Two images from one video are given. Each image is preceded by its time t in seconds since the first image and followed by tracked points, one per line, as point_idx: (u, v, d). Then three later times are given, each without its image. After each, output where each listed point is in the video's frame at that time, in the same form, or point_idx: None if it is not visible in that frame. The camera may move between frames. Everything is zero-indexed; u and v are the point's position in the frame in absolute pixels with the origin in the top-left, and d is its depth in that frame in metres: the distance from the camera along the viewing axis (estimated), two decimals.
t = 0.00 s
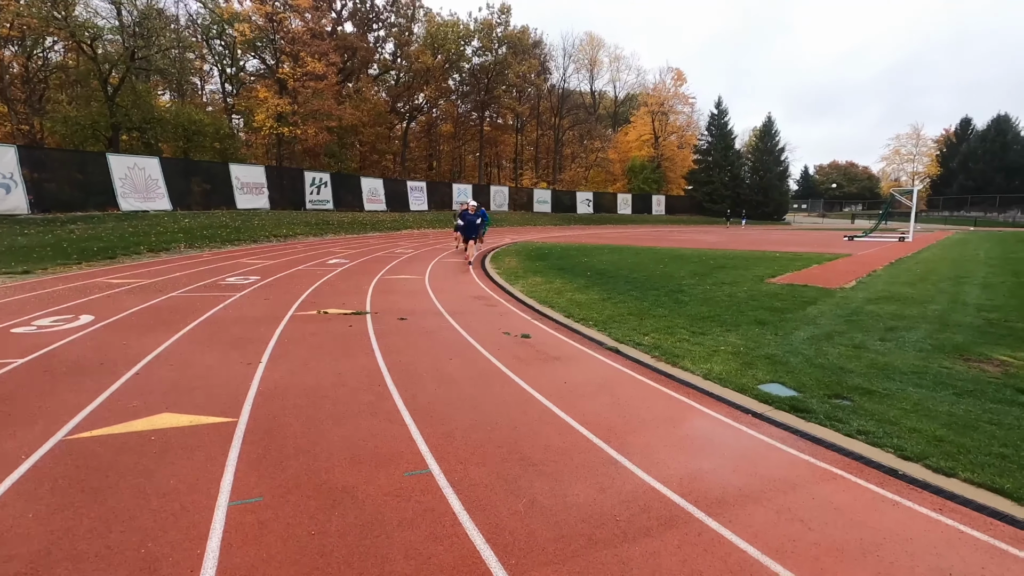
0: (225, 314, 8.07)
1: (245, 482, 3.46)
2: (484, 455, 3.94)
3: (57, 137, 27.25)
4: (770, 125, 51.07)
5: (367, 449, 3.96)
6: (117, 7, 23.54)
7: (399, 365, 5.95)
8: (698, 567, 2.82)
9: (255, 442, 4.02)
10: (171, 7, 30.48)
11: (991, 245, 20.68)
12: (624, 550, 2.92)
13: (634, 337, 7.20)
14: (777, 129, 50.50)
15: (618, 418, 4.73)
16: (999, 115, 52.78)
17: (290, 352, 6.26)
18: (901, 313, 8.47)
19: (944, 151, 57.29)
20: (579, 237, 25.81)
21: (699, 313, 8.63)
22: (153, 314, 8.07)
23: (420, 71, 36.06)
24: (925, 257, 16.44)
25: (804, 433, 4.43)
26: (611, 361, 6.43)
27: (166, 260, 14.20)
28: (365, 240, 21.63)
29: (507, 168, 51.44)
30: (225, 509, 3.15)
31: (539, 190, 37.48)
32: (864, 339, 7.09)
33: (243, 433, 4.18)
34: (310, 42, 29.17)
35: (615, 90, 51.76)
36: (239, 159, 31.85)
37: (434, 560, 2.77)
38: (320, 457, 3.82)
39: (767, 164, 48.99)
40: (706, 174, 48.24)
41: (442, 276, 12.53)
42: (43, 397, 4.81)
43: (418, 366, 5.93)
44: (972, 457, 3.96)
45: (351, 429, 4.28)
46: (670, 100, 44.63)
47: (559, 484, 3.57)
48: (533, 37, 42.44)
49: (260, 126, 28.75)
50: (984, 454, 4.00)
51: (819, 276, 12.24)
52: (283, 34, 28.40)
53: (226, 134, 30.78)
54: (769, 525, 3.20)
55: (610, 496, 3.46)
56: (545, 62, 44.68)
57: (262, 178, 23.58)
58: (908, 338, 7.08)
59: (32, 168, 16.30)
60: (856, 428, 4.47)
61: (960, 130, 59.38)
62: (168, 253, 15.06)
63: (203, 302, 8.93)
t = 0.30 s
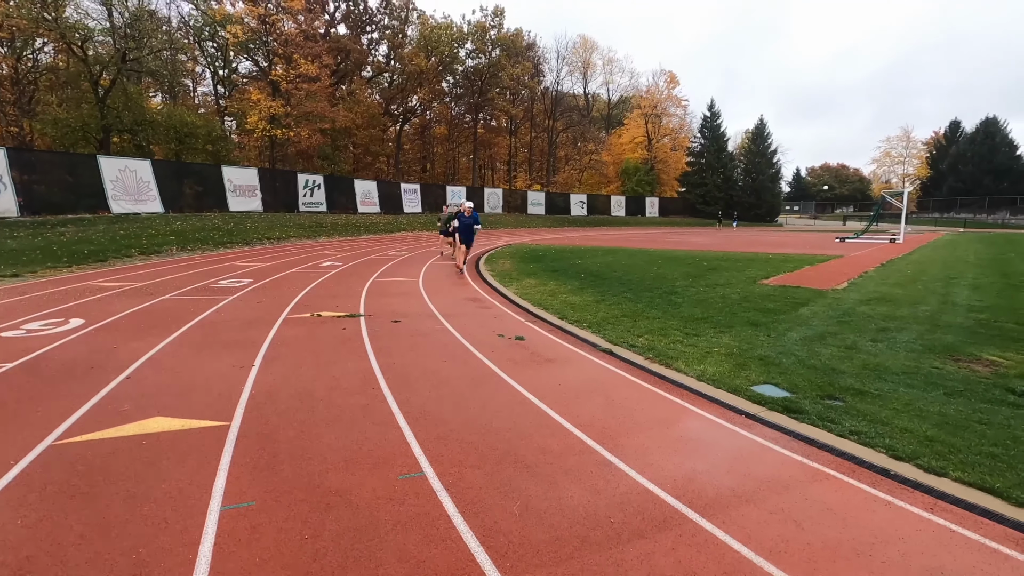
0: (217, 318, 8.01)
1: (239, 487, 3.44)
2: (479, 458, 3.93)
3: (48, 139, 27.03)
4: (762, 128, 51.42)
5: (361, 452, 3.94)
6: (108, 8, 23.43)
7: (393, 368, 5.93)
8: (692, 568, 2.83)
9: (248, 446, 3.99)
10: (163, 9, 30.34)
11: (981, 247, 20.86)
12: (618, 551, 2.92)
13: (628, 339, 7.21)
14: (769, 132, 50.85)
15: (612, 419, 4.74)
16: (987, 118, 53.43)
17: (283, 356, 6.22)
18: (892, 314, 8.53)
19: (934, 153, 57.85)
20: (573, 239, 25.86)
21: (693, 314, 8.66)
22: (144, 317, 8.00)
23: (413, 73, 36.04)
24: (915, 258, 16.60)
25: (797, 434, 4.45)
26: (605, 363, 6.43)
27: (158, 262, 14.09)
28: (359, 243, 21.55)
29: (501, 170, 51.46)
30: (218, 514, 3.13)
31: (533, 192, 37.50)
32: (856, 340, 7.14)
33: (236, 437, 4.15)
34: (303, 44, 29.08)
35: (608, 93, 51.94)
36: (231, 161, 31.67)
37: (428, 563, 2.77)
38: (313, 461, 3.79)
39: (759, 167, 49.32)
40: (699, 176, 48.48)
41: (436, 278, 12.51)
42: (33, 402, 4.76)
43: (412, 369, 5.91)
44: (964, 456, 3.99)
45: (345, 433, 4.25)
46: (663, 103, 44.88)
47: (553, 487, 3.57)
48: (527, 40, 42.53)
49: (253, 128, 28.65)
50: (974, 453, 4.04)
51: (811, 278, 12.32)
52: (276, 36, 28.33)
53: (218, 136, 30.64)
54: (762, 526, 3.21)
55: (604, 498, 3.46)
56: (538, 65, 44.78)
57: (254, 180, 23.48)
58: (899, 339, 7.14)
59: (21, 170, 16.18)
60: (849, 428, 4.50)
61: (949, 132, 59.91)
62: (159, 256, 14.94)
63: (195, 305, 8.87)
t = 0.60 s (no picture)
0: (206, 319, 7.94)
1: (228, 490, 3.41)
2: (470, 460, 3.92)
3: (33, 139, 26.68)
4: (751, 129, 51.79)
5: (352, 454, 3.92)
6: (94, 7, 23.22)
7: (385, 370, 5.90)
8: (684, 568, 2.84)
9: (238, 449, 3.96)
10: (151, 8, 30.08)
11: (967, 247, 21.13)
12: (610, 552, 2.92)
13: (619, 340, 7.23)
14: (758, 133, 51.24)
15: (603, 420, 4.75)
16: (971, 120, 54.08)
17: (273, 358, 6.18)
18: (880, 314, 8.62)
19: (920, 155, 58.55)
20: (565, 240, 25.89)
21: (684, 315, 8.70)
22: (132, 319, 7.91)
23: (404, 74, 35.98)
24: (902, 259, 16.79)
25: (787, 434, 4.48)
26: (597, 364, 6.44)
27: (146, 264, 13.95)
28: (349, 244, 21.43)
29: (492, 171, 51.44)
30: (206, 518, 3.10)
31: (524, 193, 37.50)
32: (844, 340, 7.20)
33: (225, 440, 4.11)
34: (293, 44, 28.92)
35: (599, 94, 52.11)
36: (221, 162, 31.42)
37: (420, 566, 2.76)
38: (304, 463, 3.76)
39: (749, 168, 49.74)
40: (689, 178, 48.76)
41: (427, 279, 12.47)
42: (17, 406, 4.69)
43: (404, 371, 5.89)
44: (950, 454, 4.04)
45: (336, 435, 4.23)
46: (654, 105, 45.11)
47: (545, 488, 3.57)
48: (518, 42, 42.59)
49: (242, 129, 28.47)
50: (960, 451, 4.09)
51: (800, 278, 12.42)
52: (265, 36, 28.16)
53: (207, 137, 30.40)
54: (752, 524, 3.23)
55: (595, 498, 3.48)
56: (529, 66, 44.84)
57: (244, 181, 23.31)
58: (887, 338, 7.21)
59: (7, 171, 16.33)
60: (837, 427, 4.54)
61: (935, 134, 60.64)
62: (147, 257, 14.78)
63: (183, 307, 8.77)
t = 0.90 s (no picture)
0: (190, 322, 7.84)
1: (213, 495, 3.36)
2: (457, 462, 3.91)
3: (12, 139, 26.21)
4: (737, 132, 52.36)
5: (339, 458, 3.89)
6: (76, 6, 22.92)
7: (373, 372, 5.86)
8: (670, 568, 2.85)
9: (223, 453, 3.91)
10: (134, 8, 29.73)
11: (948, 249, 21.51)
12: (597, 553, 2.93)
13: (608, 341, 7.26)
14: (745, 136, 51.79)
15: (591, 421, 4.77)
16: (952, 123, 55.02)
17: (260, 361, 6.12)
18: (864, 314, 8.75)
19: (902, 158, 59.52)
20: (554, 242, 25.99)
21: (671, 316, 8.77)
22: (115, 323, 7.80)
23: (393, 76, 35.96)
24: (885, 260, 17.07)
25: (772, 434, 4.52)
26: (585, 365, 6.47)
27: (129, 267, 13.75)
28: (337, 246, 21.32)
29: (481, 174, 51.46)
30: (190, 523, 3.06)
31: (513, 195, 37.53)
32: (829, 340, 7.30)
33: (209, 444, 4.06)
34: (280, 45, 28.68)
35: (587, 96, 52.33)
36: (206, 163, 31.12)
37: (407, 569, 2.75)
38: (290, 467, 3.72)
39: (736, 171, 50.34)
40: (676, 180, 49.16)
41: (415, 282, 12.43)
42: None
43: (392, 374, 5.86)
44: (931, 452, 4.11)
45: (323, 438, 4.19)
46: (642, 107, 45.47)
47: (533, 490, 3.57)
48: (506, 44, 42.67)
49: (228, 130, 28.24)
50: (942, 450, 4.16)
51: (786, 279, 12.56)
52: (252, 37, 27.91)
53: (192, 138, 30.10)
54: (740, 525, 3.25)
55: (584, 499, 3.48)
56: (518, 69, 44.92)
57: (230, 183, 23.07)
58: (870, 339, 7.31)
59: None
60: (822, 427, 4.59)
61: (917, 138, 61.70)
62: (130, 260, 14.58)
63: (168, 310, 8.65)
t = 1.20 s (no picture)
0: (177, 326, 7.75)
1: (199, 501, 3.32)
2: (447, 465, 3.90)
3: None
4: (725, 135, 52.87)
5: (327, 463, 3.85)
6: (59, 6, 22.63)
7: (362, 375, 5.82)
8: (660, 568, 2.86)
9: (210, 458, 3.87)
10: (119, 8, 29.38)
11: (931, 249, 21.85)
12: (587, 555, 2.93)
13: (597, 343, 7.29)
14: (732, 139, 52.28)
15: (581, 422, 4.78)
16: (935, 125, 55.79)
17: (247, 364, 6.07)
18: (849, 315, 8.84)
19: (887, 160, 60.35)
20: (544, 244, 26.05)
21: (660, 317, 8.81)
22: (99, 326, 7.69)
23: (382, 77, 35.90)
24: (870, 260, 17.28)
25: (760, 434, 4.56)
26: (575, 367, 6.48)
27: (113, 270, 13.56)
28: (326, 248, 21.19)
29: (471, 176, 51.47)
30: (176, 529, 3.02)
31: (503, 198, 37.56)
32: (815, 340, 7.37)
33: (195, 449, 4.01)
34: (267, 46, 28.51)
35: (577, 99, 52.51)
36: (192, 166, 30.82)
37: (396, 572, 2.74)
38: (279, 472, 3.69)
39: (723, 173, 50.91)
40: (665, 182, 49.50)
41: (405, 284, 12.38)
42: None
43: (381, 376, 5.83)
44: (915, 450, 4.17)
45: (311, 443, 4.15)
46: (631, 110, 45.81)
47: (523, 492, 3.57)
48: (496, 46, 42.70)
49: (215, 132, 28.02)
50: (926, 448, 4.22)
51: (772, 280, 12.68)
52: (240, 38, 27.61)
53: (178, 139, 29.81)
54: (727, 524, 3.27)
55: (575, 501, 3.48)
56: (507, 71, 44.97)
57: (217, 185, 22.86)
58: (856, 339, 7.40)
59: None
60: (809, 426, 4.64)
61: (901, 140, 62.58)
62: (115, 263, 14.38)
63: (154, 314, 8.55)
